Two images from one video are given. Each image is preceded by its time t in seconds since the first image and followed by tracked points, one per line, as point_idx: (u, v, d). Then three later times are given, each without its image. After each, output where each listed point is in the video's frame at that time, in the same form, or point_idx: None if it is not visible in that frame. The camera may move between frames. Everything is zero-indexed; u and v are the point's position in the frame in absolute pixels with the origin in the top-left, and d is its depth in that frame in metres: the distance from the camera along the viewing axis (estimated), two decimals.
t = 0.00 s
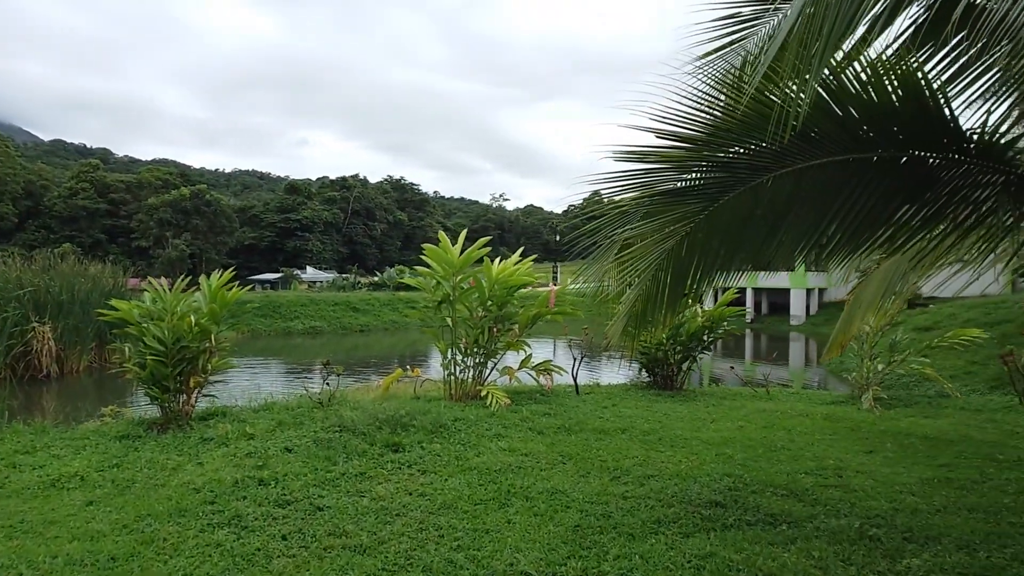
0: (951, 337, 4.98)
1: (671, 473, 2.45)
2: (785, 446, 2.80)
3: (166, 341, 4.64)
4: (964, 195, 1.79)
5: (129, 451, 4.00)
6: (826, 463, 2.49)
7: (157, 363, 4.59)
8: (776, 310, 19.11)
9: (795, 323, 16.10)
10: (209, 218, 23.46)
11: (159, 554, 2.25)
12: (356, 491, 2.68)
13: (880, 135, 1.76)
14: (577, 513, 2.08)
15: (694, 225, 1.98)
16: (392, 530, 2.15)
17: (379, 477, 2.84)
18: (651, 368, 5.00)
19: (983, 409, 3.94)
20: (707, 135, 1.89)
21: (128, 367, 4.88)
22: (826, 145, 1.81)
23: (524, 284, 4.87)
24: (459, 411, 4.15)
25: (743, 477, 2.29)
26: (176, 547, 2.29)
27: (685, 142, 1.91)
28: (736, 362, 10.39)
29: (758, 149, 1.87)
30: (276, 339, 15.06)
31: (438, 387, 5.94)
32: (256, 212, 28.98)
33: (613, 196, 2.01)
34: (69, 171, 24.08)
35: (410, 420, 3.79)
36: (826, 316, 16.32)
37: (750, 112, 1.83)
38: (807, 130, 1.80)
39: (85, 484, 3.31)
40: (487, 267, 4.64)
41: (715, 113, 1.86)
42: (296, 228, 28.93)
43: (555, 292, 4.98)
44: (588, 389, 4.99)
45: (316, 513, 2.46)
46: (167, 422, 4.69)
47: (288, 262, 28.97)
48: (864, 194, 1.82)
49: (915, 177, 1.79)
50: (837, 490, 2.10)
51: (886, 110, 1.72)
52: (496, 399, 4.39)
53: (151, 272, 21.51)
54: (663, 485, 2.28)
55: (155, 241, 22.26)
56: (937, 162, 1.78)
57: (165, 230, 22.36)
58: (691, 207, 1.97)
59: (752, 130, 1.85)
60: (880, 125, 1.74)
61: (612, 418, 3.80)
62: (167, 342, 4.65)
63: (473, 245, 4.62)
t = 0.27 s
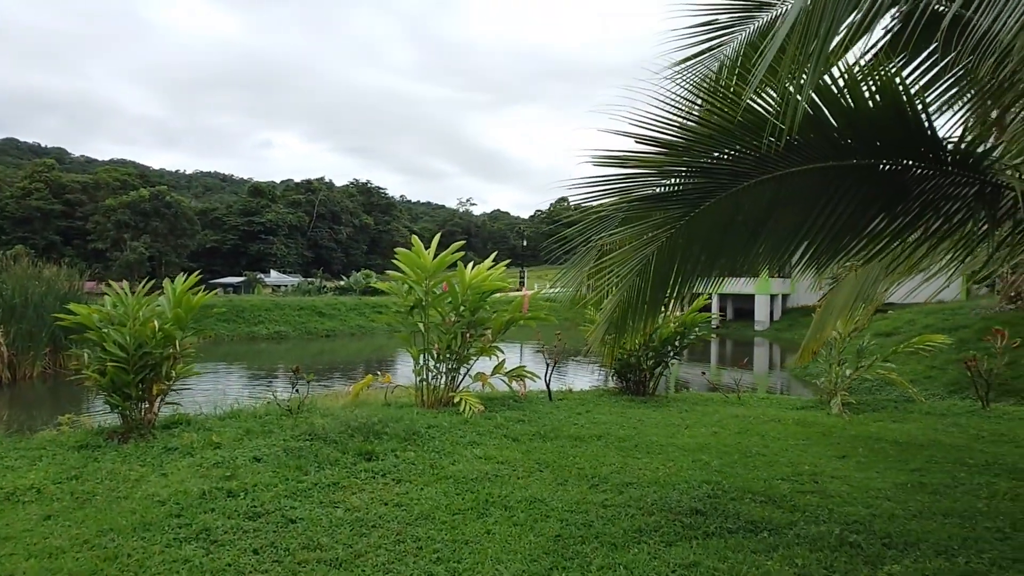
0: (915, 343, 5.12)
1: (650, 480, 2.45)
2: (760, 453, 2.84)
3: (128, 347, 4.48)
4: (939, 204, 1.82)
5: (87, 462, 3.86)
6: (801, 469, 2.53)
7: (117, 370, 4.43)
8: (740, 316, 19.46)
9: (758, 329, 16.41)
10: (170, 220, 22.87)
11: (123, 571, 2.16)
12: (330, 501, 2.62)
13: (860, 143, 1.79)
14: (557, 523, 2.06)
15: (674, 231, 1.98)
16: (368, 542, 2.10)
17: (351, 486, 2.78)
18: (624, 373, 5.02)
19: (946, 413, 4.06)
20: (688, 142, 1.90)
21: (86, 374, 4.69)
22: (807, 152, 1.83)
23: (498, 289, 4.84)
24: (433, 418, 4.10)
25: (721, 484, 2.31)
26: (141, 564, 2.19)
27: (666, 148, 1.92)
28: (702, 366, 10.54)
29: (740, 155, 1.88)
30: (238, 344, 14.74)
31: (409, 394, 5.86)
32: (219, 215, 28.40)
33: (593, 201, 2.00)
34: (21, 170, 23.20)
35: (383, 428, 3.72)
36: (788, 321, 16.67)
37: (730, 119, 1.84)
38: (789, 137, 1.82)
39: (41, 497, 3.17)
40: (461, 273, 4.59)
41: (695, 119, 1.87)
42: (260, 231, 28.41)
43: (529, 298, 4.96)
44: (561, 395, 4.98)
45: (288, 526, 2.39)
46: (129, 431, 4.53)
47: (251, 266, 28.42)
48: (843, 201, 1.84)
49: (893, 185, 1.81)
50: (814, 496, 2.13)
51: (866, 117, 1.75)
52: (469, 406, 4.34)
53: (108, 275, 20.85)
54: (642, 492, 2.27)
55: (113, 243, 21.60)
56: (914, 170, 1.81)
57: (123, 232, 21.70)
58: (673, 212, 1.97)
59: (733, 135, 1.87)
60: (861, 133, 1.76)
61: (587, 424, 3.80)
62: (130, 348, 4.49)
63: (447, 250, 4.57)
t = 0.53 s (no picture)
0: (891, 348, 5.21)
1: (636, 485, 2.45)
2: (744, 458, 2.86)
3: (101, 350, 4.37)
4: (925, 210, 1.84)
5: (57, 468, 3.75)
6: (785, 474, 2.56)
7: (90, 373, 4.32)
8: (716, 321, 19.67)
9: (734, 333, 16.60)
10: (141, 220, 22.42)
11: None
12: (312, 508, 2.57)
13: (848, 149, 1.81)
14: (545, 529, 2.05)
15: (663, 234, 1.99)
16: (353, 550, 2.06)
17: (333, 492, 2.73)
18: (606, 378, 5.03)
19: (922, 417, 4.13)
20: (677, 145, 1.91)
21: (56, 377, 4.57)
22: (796, 158, 1.85)
23: (480, 292, 4.80)
24: (414, 422, 4.05)
25: (708, 490, 2.32)
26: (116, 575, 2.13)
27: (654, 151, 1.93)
28: (679, 370, 10.63)
29: (729, 159, 1.89)
30: (211, 346, 14.51)
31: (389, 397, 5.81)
32: (192, 216, 27.93)
33: (584, 205, 2.02)
34: None
35: (364, 432, 3.67)
36: (763, 326, 16.89)
37: (719, 122, 1.86)
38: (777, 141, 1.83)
39: (9, 506, 3.08)
40: (443, 275, 4.55)
41: (683, 123, 1.89)
42: (234, 232, 28.01)
43: (512, 301, 4.94)
44: (543, 399, 4.98)
45: (269, 534, 2.34)
46: (101, 435, 4.42)
47: (225, 268, 28.01)
48: (830, 206, 1.86)
49: (879, 191, 1.84)
50: (799, 501, 2.16)
51: (854, 121, 1.76)
52: (451, 410, 4.31)
53: (77, 277, 20.38)
54: (629, 497, 2.27)
55: (81, 244, 21.14)
56: (900, 176, 1.83)
57: (92, 232, 21.23)
58: (662, 216, 1.98)
59: (722, 138, 1.87)
60: (849, 139, 1.79)
61: (570, 428, 3.79)
62: (103, 351, 4.38)
63: (430, 252, 4.52)
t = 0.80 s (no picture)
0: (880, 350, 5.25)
1: (629, 488, 2.45)
2: (736, 461, 2.86)
3: (84, 350, 4.28)
4: (919, 212, 1.85)
5: (37, 471, 3.68)
6: (777, 477, 2.56)
7: (72, 373, 4.24)
8: (702, 323, 19.79)
9: (720, 335, 16.70)
10: (125, 219, 22.17)
11: None
12: (301, 512, 2.53)
13: (843, 151, 1.81)
14: (539, 533, 2.03)
15: (659, 233, 1.97)
16: (344, 555, 2.03)
17: (323, 496, 2.70)
18: (597, 380, 5.04)
19: (910, 419, 4.17)
20: (673, 146, 1.90)
21: (38, 378, 4.48)
22: (791, 160, 1.85)
23: (471, 293, 4.76)
24: (404, 424, 4.02)
25: (701, 493, 2.32)
26: None
27: (647, 151, 1.92)
28: (667, 372, 10.68)
29: (725, 159, 1.89)
30: (196, 347, 14.37)
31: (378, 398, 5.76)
32: (176, 214, 27.65)
33: (578, 205, 2.00)
34: None
35: (354, 434, 3.63)
36: (748, 329, 17.01)
37: (714, 123, 1.85)
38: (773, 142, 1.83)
39: None
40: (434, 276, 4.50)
41: (679, 124, 1.88)
42: (220, 232, 27.77)
43: (502, 302, 4.90)
44: (533, 400, 4.96)
45: (257, 538, 2.30)
46: (83, 437, 4.33)
47: (210, 268, 27.75)
48: (827, 206, 1.86)
49: (874, 192, 1.84)
50: (793, 504, 2.17)
51: (850, 123, 1.77)
52: (441, 412, 4.27)
53: (58, 276, 20.11)
54: (622, 501, 2.27)
55: (63, 242, 20.88)
56: (894, 177, 1.84)
57: (74, 230, 20.96)
58: (658, 216, 1.96)
59: (717, 139, 1.87)
60: (844, 141, 1.79)
61: (561, 430, 3.77)
62: (85, 351, 4.29)
63: (420, 252, 4.47)
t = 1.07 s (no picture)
0: (876, 354, 5.25)
1: (627, 494, 2.43)
2: (734, 465, 2.85)
3: (75, 352, 4.22)
4: (921, 216, 1.84)
5: (26, 475, 3.63)
6: (777, 482, 2.55)
7: (63, 376, 4.19)
8: (696, 325, 19.82)
9: (715, 338, 16.72)
10: (117, 219, 22.05)
11: None
12: (295, 517, 2.50)
13: (846, 154, 1.80)
14: (536, 539, 2.01)
15: (661, 235, 1.95)
16: (339, 562, 2.00)
17: (318, 500, 2.67)
18: (593, 383, 5.03)
19: (907, 423, 4.17)
20: (674, 148, 1.89)
21: (27, 380, 4.43)
22: (794, 162, 1.84)
23: (467, 295, 4.73)
24: (399, 428, 3.98)
25: (700, 498, 2.30)
26: None
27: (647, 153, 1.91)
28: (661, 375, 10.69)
29: (727, 161, 1.87)
30: (189, 348, 14.31)
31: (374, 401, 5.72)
32: (169, 215, 27.54)
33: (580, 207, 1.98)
34: None
35: (349, 437, 3.59)
36: (743, 331, 17.05)
37: (716, 125, 1.84)
38: (777, 145, 1.82)
39: None
40: (430, 278, 4.46)
41: (682, 126, 1.87)
42: (213, 233, 27.67)
43: (499, 305, 4.87)
44: (529, 403, 4.94)
45: (250, 544, 2.27)
46: (73, 441, 4.28)
47: (203, 269, 27.63)
48: (829, 208, 1.85)
49: (877, 194, 1.83)
50: (791, 509, 2.15)
51: (853, 125, 1.76)
52: (437, 415, 4.23)
53: (49, 277, 20.00)
54: (620, 506, 2.25)
55: (54, 243, 20.78)
56: (896, 180, 1.83)
57: (66, 231, 20.85)
58: (659, 218, 1.94)
59: (720, 140, 1.85)
60: (847, 143, 1.78)
61: (557, 434, 3.75)
62: (77, 353, 4.23)
63: (416, 254, 4.43)
